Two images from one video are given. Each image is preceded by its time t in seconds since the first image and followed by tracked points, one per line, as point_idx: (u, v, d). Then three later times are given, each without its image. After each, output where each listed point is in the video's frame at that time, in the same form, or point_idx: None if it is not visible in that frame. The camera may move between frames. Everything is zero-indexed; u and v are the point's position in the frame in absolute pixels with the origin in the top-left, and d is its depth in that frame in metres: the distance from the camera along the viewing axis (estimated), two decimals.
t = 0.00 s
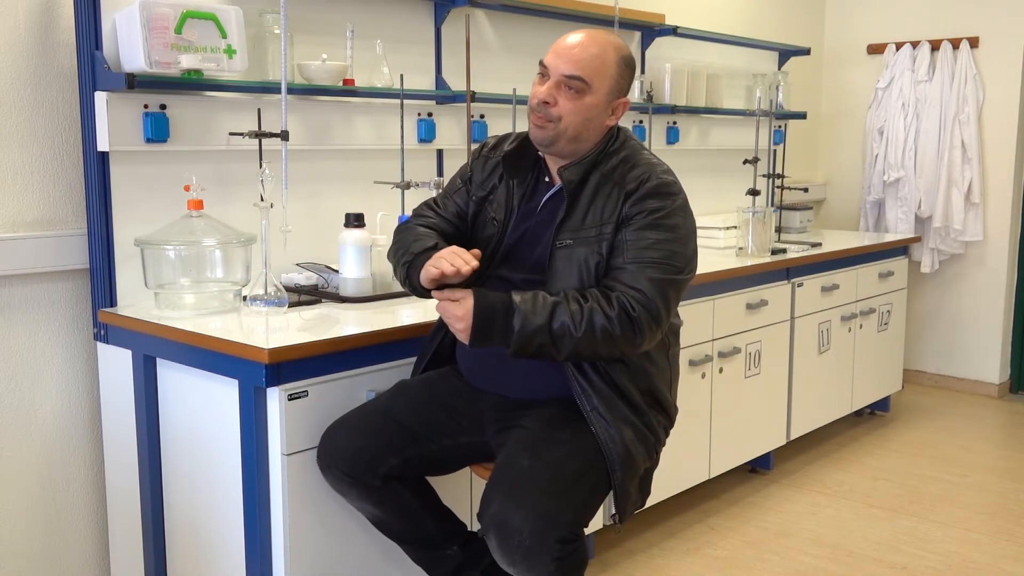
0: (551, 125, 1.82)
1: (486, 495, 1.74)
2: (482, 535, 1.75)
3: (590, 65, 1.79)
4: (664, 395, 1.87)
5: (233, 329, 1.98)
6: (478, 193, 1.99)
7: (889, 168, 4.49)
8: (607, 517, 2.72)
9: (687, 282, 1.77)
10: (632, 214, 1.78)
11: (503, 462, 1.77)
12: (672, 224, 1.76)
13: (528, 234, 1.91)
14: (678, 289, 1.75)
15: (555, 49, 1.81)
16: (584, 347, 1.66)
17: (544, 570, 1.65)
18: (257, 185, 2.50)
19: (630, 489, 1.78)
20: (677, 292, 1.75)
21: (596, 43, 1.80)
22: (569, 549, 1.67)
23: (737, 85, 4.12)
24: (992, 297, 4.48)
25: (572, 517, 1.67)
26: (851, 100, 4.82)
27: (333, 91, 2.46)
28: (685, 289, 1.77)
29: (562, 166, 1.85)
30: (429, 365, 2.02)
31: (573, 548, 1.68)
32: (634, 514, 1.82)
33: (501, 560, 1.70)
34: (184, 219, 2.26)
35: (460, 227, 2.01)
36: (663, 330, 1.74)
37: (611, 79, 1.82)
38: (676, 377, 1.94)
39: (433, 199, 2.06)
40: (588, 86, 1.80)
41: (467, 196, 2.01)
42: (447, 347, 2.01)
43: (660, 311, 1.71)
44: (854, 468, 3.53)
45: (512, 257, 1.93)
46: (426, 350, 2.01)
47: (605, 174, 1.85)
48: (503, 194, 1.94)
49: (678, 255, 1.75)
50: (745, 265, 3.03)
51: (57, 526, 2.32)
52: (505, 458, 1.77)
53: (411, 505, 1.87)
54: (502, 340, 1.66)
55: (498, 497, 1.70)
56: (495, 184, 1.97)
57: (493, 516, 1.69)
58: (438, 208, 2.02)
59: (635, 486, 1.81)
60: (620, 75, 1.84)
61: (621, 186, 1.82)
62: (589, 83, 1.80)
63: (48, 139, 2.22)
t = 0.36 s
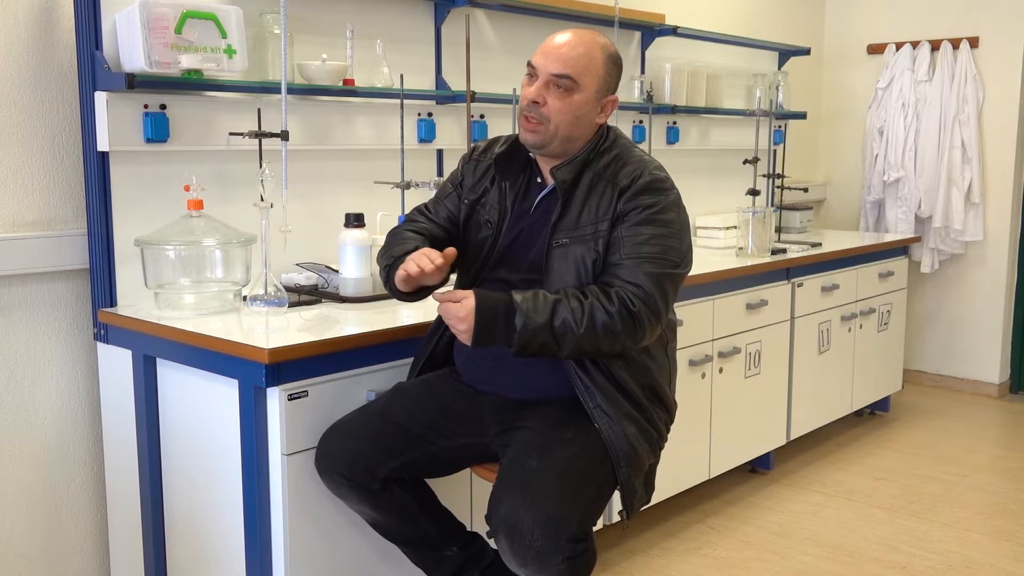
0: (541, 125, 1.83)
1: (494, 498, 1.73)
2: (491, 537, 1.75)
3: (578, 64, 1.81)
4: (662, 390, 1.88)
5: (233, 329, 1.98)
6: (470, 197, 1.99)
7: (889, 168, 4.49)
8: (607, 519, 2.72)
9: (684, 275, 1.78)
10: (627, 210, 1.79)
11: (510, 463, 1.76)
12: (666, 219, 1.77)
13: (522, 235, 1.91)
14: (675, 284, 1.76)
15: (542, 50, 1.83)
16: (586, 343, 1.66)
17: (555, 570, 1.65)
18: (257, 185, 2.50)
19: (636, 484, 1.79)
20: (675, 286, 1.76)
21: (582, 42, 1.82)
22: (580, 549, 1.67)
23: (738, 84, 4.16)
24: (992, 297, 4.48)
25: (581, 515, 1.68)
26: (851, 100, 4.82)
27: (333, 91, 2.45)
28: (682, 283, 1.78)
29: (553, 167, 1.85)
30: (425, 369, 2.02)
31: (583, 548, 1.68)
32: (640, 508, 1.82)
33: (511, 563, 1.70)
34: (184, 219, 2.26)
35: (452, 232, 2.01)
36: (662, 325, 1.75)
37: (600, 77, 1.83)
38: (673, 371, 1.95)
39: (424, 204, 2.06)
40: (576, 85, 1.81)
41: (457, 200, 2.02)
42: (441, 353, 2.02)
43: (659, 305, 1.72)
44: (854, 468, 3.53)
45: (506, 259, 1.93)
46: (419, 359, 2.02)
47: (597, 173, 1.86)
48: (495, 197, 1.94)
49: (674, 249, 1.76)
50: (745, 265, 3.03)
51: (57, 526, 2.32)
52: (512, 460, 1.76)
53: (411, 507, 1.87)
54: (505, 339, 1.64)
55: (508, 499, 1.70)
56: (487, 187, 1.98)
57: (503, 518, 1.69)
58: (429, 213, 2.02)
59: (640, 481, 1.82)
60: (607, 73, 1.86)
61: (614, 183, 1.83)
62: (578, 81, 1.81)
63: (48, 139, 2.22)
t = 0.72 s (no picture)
0: (539, 120, 1.84)
1: (504, 495, 1.73)
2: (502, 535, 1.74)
3: (575, 60, 1.82)
4: (662, 383, 1.89)
5: (233, 329, 1.98)
6: (468, 191, 2.00)
7: (889, 168, 4.49)
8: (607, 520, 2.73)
9: (682, 265, 1.79)
10: (624, 202, 1.80)
11: (518, 460, 1.77)
12: (662, 211, 1.79)
13: (520, 231, 1.91)
14: (674, 273, 1.76)
15: (539, 48, 1.85)
16: (587, 329, 1.66)
17: (568, 566, 1.66)
18: (257, 185, 2.50)
19: (642, 475, 1.80)
20: (673, 276, 1.77)
21: (577, 40, 1.84)
22: (592, 543, 1.68)
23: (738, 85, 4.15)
24: (992, 297, 4.48)
25: (593, 508, 1.69)
26: (851, 100, 4.82)
27: (333, 91, 2.46)
28: (680, 273, 1.79)
29: (551, 162, 1.86)
30: (422, 371, 2.02)
31: (595, 543, 1.69)
32: (647, 498, 1.83)
33: (522, 560, 1.70)
34: (184, 219, 2.26)
35: (444, 219, 2.02)
36: (661, 313, 1.76)
37: (597, 74, 1.85)
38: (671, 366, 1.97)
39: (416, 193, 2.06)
40: (574, 81, 1.82)
41: (454, 193, 2.02)
42: (439, 355, 2.02)
43: (658, 293, 1.72)
44: (854, 468, 3.53)
45: (505, 256, 1.92)
46: (417, 360, 2.02)
47: (594, 168, 1.87)
48: (493, 194, 1.94)
49: (671, 239, 1.77)
50: (745, 265, 3.03)
51: (57, 526, 2.32)
52: (521, 456, 1.77)
53: (412, 509, 1.87)
54: (506, 326, 1.63)
55: (519, 495, 1.70)
56: (484, 183, 1.98)
57: (515, 515, 1.69)
58: (425, 199, 2.03)
59: (645, 471, 1.82)
60: (604, 70, 1.87)
61: (610, 177, 1.84)
62: (575, 77, 1.82)
63: (48, 139, 2.22)
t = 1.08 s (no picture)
0: (528, 120, 1.84)
1: (514, 491, 1.73)
2: (512, 530, 1.73)
3: (563, 61, 1.82)
4: (661, 377, 1.90)
5: (233, 330, 1.98)
6: (466, 196, 1.99)
7: (889, 168, 4.49)
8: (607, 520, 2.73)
9: (677, 259, 1.79)
10: (617, 198, 1.80)
11: (526, 454, 1.78)
12: (655, 206, 1.78)
13: (516, 231, 1.91)
14: (669, 267, 1.76)
15: (528, 49, 1.85)
16: (585, 325, 1.66)
17: (581, 558, 1.65)
18: (257, 185, 2.50)
19: (647, 466, 1.80)
20: (668, 270, 1.77)
21: (566, 42, 1.84)
22: (603, 534, 1.68)
23: (738, 85, 4.16)
24: (992, 297, 4.47)
25: (604, 500, 1.70)
26: (851, 100, 4.82)
27: (333, 91, 2.46)
28: (674, 266, 1.79)
29: (544, 161, 1.86)
30: (421, 373, 2.03)
31: (606, 536, 1.70)
32: (652, 490, 1.83)
33: (533, 555, 1.69)
34: (184, 219, 2.26)
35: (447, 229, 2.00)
36: (658, 307, 1.76)
37: (585, 74, 1.85)
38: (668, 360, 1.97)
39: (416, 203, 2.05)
40: (563, 81, 1.82)
41: (451, 199, 2.02)
42: (437, 356, 2.03)
43: (654, 288, 1.72)
44: (854, 468, 3.53)
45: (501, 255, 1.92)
46: (416, 361, 2.02)
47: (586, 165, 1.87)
48: (490, 196, 1.94)
49: (664, 233, 1.77)
50: (745, 265, 3.03)
51: (57, 525, 2.32)
52: (529, 451, 1.77)
53: (414, 509, 1.87)
54: (505, 325, 1.65)
55: (530, 489, 1.70)
56: (481, 187, 1.98)
57: (527, 508, 1.68)
58: (426, 209, 2.01)
59: (649, 462, 1.82)
60: (593, 71, 1.87)
61: (602, 173, 1.85)
62: (564, 77, 1.83)
63: (48, 139, 2.22)
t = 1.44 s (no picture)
0: (530, 118, 1.83)
1: (514, 489, 1.73)
2: (512, 528, 1.73)
3: (566, 60, 1.82)
4: (660, 376, 1.90)
5: (233, 329, 1.98)
6: (465, 195, 1.99)
7: (889, 168, 4.49)
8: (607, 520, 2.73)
9: (675, 259, 1.79)
10: (616, 198, 1.80)
11: (526, 453, 1.78)
12: (654, 206, 1.79)
13: (515, 231, 1.91)
14: (667, 267, 1.77)
15: (531, 48, 1.84)
16: (581, 324, 1.66)
17: (581, 556, 1.66)
18: (257, 185, 2.50)
19: (646, 464, 1.80)
20: (666, 270, 1.77)
21: (568, 41, 1.84)
22: (603, 533, 1.69)
23: (738, 85, 4.16)
24: (992, 297, 4.47)
25: (604, 499, 1.70)
26: (851, 100, 4.82)
27: (333, 91, 2.46)
28: (672, 266, 1.78)
29: (545, 162, 1.86)
30: (420, 373, 2.03)
31: (606, 534, 1.70)
32: (652, 488, 1.83)
33: (532, 552, 1.69)
34: (184, 219, 2.26)
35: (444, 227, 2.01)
36: (656, 306, 1.76)
37: (588, 74, 1.84)
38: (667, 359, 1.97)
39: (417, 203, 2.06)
40: (565, 79, 1.82)
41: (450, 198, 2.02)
42: (436, 356, 2.02)
43: (652, 288, 1.72)
44: (854, 468, 3.53)
45: (500, 255, 1.93)
46: (416, 360, 2.02)
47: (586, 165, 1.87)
48: (489, 196, 1.94)
49: (663, 233, 1.77)
50: (745, 265, 3.03)
51: (57, 526, 2.32)
52: (529, 450, 1.77)
53: (414, 509, 1.87)
54: (501, 324, 1.65)
55: (531, 487, 1.70)
56: (480, 186, 1.98)
57: (528, 506, 1.68)
58: (425, 208, 2.02)
59: (648, 460, 1.82)
60: (595, 71, 1.87)
61: (601, 173, 1.85)
62: (567, 75, 1.82)
63: (48, 139, 2.22)
